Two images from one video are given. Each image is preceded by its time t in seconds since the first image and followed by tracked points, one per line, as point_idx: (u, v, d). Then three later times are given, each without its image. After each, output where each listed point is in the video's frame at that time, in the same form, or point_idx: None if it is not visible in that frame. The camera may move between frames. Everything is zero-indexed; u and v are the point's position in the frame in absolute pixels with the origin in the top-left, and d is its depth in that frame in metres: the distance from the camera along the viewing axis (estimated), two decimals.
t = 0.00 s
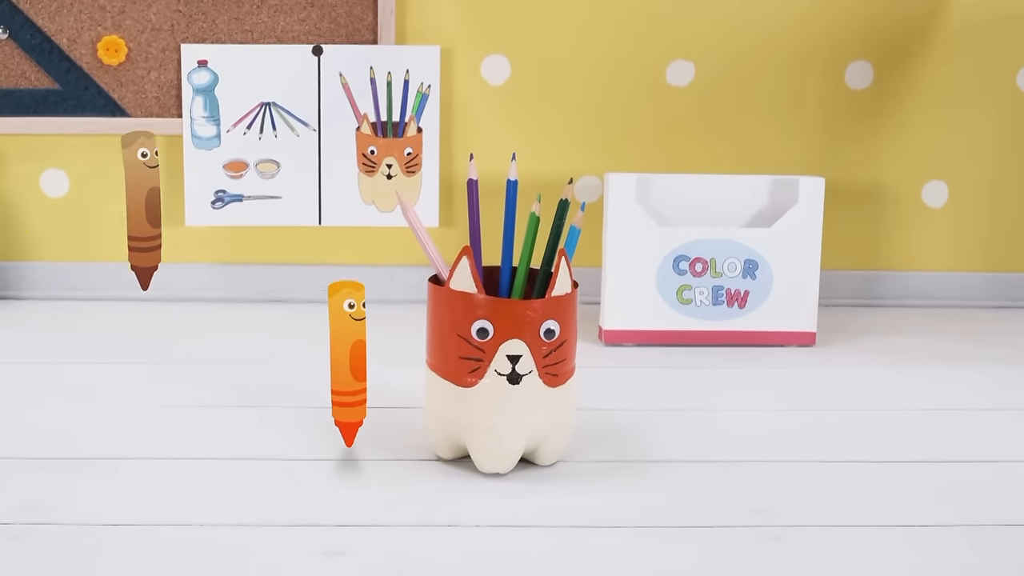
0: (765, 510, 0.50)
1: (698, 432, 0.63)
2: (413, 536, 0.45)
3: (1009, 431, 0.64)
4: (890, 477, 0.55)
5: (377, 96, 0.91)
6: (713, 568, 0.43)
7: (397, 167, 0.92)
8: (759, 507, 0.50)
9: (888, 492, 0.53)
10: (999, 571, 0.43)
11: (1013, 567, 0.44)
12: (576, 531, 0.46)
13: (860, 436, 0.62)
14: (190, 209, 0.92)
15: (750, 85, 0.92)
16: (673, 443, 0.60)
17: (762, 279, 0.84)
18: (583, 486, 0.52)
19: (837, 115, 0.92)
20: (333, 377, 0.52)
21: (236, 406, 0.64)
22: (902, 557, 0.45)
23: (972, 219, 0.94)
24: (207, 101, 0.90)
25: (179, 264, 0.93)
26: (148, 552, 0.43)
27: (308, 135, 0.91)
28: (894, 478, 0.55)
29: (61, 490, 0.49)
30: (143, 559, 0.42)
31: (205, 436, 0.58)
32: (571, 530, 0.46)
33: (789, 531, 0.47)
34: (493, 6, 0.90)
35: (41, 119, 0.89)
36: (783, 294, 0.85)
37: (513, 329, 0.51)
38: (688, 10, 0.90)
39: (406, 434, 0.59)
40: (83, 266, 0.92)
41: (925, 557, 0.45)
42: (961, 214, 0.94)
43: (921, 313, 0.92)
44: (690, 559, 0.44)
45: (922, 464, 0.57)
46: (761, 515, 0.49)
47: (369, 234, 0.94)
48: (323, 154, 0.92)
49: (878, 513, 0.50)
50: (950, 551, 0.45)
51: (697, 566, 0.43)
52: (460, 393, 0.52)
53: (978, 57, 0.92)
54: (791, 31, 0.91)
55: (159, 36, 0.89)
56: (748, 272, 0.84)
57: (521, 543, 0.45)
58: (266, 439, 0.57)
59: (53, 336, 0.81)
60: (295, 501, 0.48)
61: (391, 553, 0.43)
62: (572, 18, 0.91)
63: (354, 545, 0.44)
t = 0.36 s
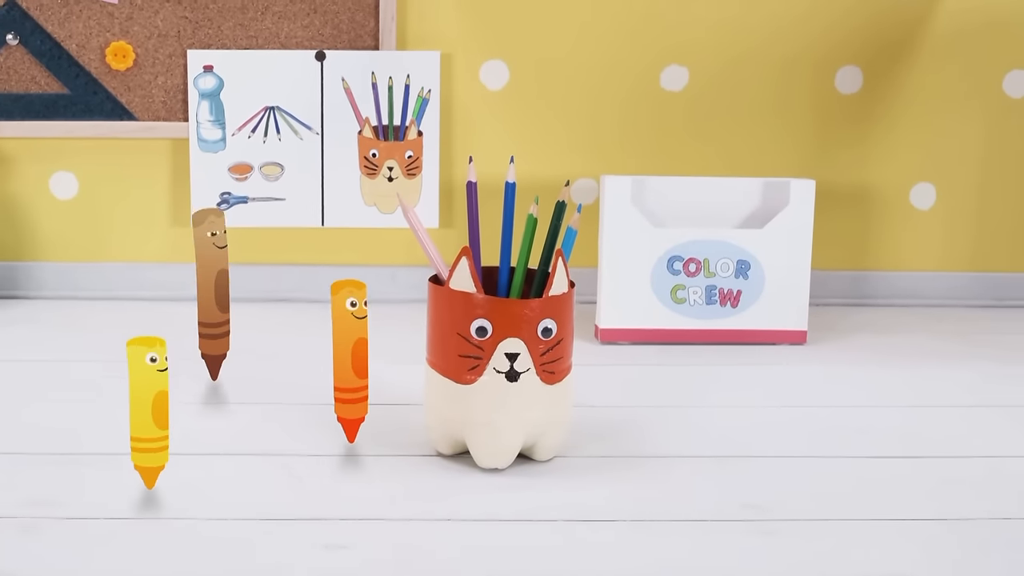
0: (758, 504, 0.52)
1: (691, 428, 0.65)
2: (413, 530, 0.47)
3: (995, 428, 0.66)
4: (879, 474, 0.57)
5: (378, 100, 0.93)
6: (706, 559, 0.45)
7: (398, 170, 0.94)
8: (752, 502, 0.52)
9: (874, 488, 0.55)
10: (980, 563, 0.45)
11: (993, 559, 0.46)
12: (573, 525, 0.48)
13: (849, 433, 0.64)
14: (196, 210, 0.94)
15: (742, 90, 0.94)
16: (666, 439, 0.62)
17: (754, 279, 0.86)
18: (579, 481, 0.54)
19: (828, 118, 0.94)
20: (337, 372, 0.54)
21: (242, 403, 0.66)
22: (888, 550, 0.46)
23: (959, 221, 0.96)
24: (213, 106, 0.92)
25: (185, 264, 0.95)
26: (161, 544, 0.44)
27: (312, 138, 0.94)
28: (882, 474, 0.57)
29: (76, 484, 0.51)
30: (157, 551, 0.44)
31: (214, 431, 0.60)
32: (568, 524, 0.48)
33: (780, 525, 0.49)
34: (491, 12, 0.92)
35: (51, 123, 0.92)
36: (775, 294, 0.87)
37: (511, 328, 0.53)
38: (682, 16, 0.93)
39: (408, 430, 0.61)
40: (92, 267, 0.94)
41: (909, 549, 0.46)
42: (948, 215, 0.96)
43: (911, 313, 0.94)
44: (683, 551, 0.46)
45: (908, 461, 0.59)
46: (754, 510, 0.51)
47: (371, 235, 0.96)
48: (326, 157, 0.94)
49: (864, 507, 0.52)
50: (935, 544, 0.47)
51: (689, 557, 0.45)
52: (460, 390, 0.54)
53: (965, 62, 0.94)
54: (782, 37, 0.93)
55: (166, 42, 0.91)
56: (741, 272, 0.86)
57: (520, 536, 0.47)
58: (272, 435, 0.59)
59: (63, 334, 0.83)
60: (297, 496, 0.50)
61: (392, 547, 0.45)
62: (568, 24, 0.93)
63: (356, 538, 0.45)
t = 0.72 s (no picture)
0: (748, 498, 0.54)
1: (684, 424, 0.67)
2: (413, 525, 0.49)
3: (980, 425, 0.68)
4: (867, 469, 0.59)
5: (380, 104, 0.95)
6: (696, 550, 0.47)
7: (399, 172, 0.96)
8: (744, 496, 0.54)
9: (860, 483, 0.57)
10: (960, 555, 0.47)
11: (973, 552, 0.48)
12: (569, 518, 0.50)
13: (837, 430, 0.67)
14: (202, 212, 0.96)
15: (735, 95, 0.96)
16: (659, 434, 0.65)
17: (746, 279, 0.89)
18: (575, 476, 0.56)
19: (818, 122, 0.96)
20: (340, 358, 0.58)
21: (249, 400, 0.68)
22: (872, 542, 0.49)
23: (946, 222, 0.99)
24: (219, 110, 0.95)
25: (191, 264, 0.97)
26: (176, 536, 0.47)
27: (315, 141, 0.96)
28: (869, 470, 0.59)
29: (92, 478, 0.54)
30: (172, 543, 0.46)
31: (223, 427, 0.62)
32: (563, 517, 0.50)
33: (770, 518, 0.51)
34: (489, 19, 0.95)
35: (60, 127, 0.94)
36: (766, 293, 0.89)
37: (510, 326, 0.55)
38: (676, 22, 0.95)
39: (410, 426, 0.64)
40: (100, 267, 0.97)
41: (892, 541, 0.49)
42: (935, 217, 0.99)
43: (900, 312, 0.97)
44: (675, 542, 0.48)
45: (894, 456, 0.62)
46: (745, 504, 0.53)
47: (373, 236, 0.98)
48: (328, 160, 0.96)
49: (850, 501, 0.54)
50: (920, 538, 0.49)
51: (681, 548, 0.47)
52: (459, 387, 0.56)
53: (951, 67, 0.96)
54: (774, 43, 0.95)
55: (173, 48, 0.93)
56: (733, 272, 0.88)
57: (519, 529, 0.49)
58: (277, 431, 0.62)
59: (72, 333, 0.86)
60: (301, 491, 0.52)
61: (393, 541, 0.47)
62: (565, 30, 0.95)
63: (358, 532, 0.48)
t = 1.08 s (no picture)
0: (740, 492, 0.56)
1: (679, 419, 0.70)
2: (414, 518, 0.51)
3: (965, 421, 0.70)
4: (855, 465, 0.61)
5: (381, 109, 0.97)
6: (687, 544, 0.49)
7: (400, 175, 0.99)
8: (740, 490, 0.56)
9: (847, 478, 0.59)
10: (943, 547, 0.49)
11: (955, 544, 0.50)
12: (565, 512, 0.53)
13: (827, 426, 0.69)
14: (208, 214, 0.99)
15: (727, 99, 0.98)
16: (652, 430, 0.67)
17: (738, 278, 0.91)
18: (571, 470, 0.59)
19: (809, 126, 0.99)
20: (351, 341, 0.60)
21: (255, 397, 0.70)
22: (858, 534, 0.51)
23: (934, 224, 1.01)
24: (224, 114, 0.97)
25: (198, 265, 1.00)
26: (191, 528, 0.49)
27: (318, 145, 0.98)
28: (858, 465, 0.61)
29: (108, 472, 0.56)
30: (187, 534, 0.48)
31: (231, 423, 0.65)
32: (560, 511, 0.53)
33: (762, 512, 0.53)
34: (488, 25, 0.97)
35: (70, 130, 0.96)
36: (758, 293, 0.91)
37: (508, 325, 0.57)
38: (670, 29, 0.97)
39: (411, 421, 0.66)
40: (109, 267, 0.99)
41: (878, 534, 0.51)
42: (923, 218, 1.01)
43: (889, 311, 0.99)
44: (669, 535, 0.50)
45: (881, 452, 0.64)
46: (740, 497, 0.55)
47: (375, 237, 1.01)
48: (331, 162, 0.99)
49: (837, 495, 0.56)
50: (905, 531, 0.51)
51: (675, 541, 0.49)
52: (458, 384, 0.58)
53: (939, 73, 0.98)
54: (765, 49, 0.97)
55: (180, 53, 0.96)
56: (726, 272, 0.91)
57: (519, 522, 0.51)
58: (284, 427, 0.64)
59: (83, 331, 0.88)
60: (307, 485, 0.55)
61: (396, 532, 0.49)
62: (562, 36, 0.97)
63: (360, 525, 0.50)
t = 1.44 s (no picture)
0: (732, 487, 0.58)
1: (673, 415, 0.72)
2: (416, 511, 0.53)
3: (950, 417, 0.73)
4: (843, 460, 0.63)
5: (383, 112, 1.00)
6: (680, 537, 0.51)
7: (402, 178, 1.01)
8: (729, 485, 0.58)
9: (836, 473, 0.61)
10: (927, 540, 0.51)
11: (939, 536, 0.52)
12: (562, 506, 0.55)
13: (817, 423, 0.71)
14: (214, 215, 1.01)
15: (720, 103, 1.01)
16: (646, 426, 0.69)
17: (730, 278, 0.93)
18: (568, 465, 0.61)
19: (799, 130, 1.01)
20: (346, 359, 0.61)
21: (261, 393, 0.73)
22: (844, 527, 0.53)
23: (921, 225, 1.04)
24: (230, 118, 1.00)
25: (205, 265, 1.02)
26: (204, 518, 0.51)
27: (321, 148, 1.01)
28: (846, 461, 0.63)
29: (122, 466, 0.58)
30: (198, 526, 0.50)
31: (238, 418, 0.67)
32: (556, 505, 0.55)
33: (753, 506, 0.55)
34: (486, 32, 1.00)
35: (79, 134, 0.99)
36: (750, 293, 0.94)
37: (506, 324, 0.60)
38: (663, 35, 1.00)
39: (412, 418, 0.68)
40: (118, 267, 1.02)
41: (864, 528, 0.53)
42: (910, 219, 1.04)
43: (878, 309, 1.02)
44: (663, 527, 0.52)
45: (870, 448, 0.66)
46: (729, 492, 0.57)
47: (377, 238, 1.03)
48: (333, 165, 1.01)
49: (825, 489, 0.58)
50: (892, 524, 0.53)
51: (669, 533, 0.52)
52: (458, 381, 0.61)
53: (926, 78, 1.01)
54: (756, 56, 1.00)
55: (187, 59, 0.98)
56: (718, 272, 0.93)
57: (518, 515, 0.53)
58: (288, 423, 0.66)
59: (93, 330, 0.91)
60: (310, 480, 0.57)
61: (398, 526, 0.51)
62: (558, 43, 1.00)
63: (363, 519, 0.52)
